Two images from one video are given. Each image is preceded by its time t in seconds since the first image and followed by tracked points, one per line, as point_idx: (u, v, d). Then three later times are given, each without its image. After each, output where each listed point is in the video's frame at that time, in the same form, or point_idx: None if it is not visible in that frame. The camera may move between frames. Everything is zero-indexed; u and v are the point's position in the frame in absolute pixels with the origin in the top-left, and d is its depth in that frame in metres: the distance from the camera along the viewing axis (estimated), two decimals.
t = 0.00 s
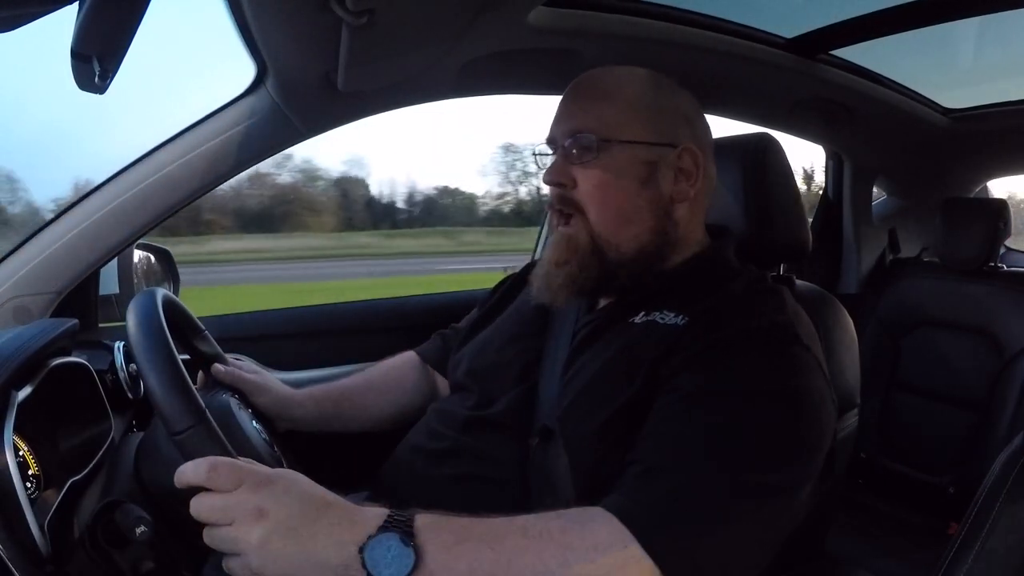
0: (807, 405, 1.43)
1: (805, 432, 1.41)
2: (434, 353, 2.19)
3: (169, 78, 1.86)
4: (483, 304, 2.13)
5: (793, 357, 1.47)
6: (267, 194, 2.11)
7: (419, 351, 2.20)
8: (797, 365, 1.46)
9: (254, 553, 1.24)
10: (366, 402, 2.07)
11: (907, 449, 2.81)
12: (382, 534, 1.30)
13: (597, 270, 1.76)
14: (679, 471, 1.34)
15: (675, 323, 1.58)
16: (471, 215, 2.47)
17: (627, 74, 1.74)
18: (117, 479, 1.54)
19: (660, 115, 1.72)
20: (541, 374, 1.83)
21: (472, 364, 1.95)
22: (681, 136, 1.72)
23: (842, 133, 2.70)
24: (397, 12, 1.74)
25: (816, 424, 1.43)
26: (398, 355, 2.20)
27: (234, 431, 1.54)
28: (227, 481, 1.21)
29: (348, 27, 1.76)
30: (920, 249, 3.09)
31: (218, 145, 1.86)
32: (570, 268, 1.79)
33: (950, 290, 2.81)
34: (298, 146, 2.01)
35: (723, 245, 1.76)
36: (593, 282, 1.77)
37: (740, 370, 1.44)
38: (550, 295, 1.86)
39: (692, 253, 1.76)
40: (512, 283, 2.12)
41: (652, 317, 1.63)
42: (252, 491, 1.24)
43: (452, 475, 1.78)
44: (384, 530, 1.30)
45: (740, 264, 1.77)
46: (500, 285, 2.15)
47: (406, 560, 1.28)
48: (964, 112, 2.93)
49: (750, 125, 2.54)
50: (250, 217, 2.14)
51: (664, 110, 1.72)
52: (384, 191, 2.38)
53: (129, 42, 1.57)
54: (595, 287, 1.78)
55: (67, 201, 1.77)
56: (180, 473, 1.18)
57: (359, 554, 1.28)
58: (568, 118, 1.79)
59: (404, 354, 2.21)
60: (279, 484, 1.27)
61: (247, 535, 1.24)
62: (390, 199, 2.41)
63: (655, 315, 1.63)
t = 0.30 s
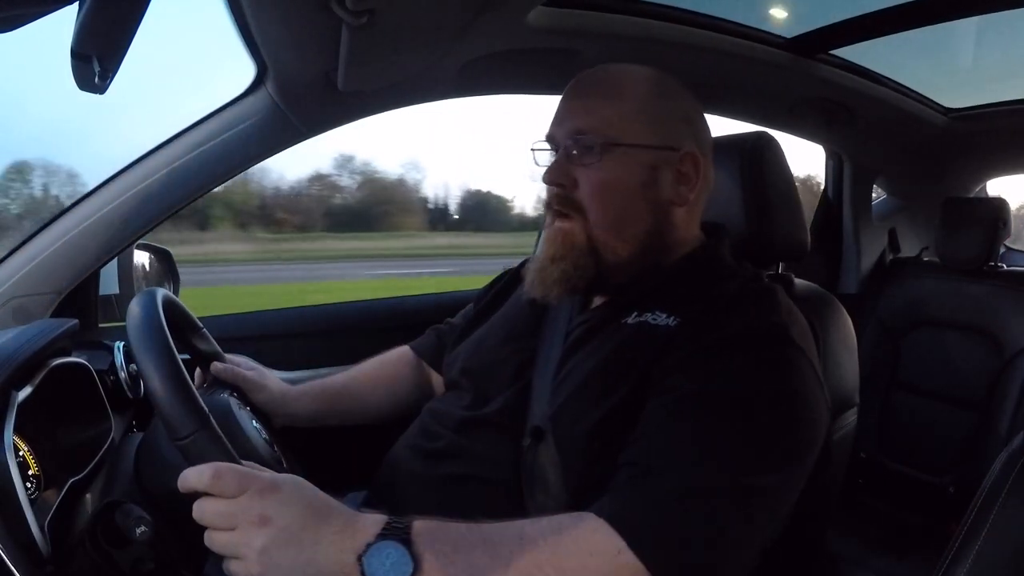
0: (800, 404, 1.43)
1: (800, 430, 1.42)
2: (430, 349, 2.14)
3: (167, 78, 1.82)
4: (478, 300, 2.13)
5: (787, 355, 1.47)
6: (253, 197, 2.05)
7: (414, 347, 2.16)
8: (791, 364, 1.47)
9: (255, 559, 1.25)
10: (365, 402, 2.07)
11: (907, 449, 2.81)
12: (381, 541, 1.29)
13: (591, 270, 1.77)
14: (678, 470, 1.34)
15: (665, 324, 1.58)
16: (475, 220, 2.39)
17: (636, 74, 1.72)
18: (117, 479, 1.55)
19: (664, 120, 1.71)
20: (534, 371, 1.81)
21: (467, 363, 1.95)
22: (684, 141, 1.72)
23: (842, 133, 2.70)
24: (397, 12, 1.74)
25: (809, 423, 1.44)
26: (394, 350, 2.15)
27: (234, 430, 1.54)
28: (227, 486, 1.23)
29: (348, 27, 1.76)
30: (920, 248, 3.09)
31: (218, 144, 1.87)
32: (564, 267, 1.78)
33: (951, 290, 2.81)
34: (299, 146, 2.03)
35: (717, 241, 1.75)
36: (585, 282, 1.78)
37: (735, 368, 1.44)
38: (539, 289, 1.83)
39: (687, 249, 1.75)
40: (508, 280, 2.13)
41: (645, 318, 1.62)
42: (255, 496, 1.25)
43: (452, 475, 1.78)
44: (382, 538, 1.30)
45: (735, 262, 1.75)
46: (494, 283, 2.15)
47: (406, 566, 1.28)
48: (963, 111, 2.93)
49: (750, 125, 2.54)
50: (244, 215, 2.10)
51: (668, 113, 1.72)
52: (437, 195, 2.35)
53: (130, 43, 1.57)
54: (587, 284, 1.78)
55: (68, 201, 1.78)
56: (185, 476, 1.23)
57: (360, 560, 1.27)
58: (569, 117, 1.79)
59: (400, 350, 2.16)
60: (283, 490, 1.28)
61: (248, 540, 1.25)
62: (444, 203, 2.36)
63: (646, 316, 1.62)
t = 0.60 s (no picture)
0: (802, 404, 1.43)
1: (800, 429, 1.41)
2: (427, 350, 2.15)
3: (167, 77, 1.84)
4: (474, 302, 2.13)
5: (789, 354, 1.47)
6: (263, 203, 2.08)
7: (412, 348, 2.15)
8: (793, 363, 1.46)
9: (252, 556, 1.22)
10: (365, 402, 2.07)
11: (907, 449, 2.81)
12: (381, 539, 1.30)
13: (588, 267, 1.78)
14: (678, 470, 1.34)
15: (664, 321, 1.58)
16: (476, 221, 2.34)
17: (622, 72, 1.73)
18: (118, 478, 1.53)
19: (653, 117, 1.72)
20: (532, 372, 1.81)
21: (465, 362, 1.94)
22: (673, 137, 1.72)
23: (842, 133, 2.70)
24: (398, 12, 1.75)
25: (810, 423, 1.44)
26: (392, 351, 2.16)
27: (234, 430, 1.54)
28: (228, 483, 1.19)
29: (348, 27, 1.77)
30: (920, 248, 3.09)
31: (218, 144, 1.86)
32: (560, 267, 1.79)
33: (951, 290, 2.81)
34: (298, 146, 2.02)
35: (714, 240, 1.75)
36: (585, 280, 1.78)
37: (734, 367, 1.44)
38: (536, 295, 1.84)
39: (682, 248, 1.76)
40: (504, 279, 2.13)
41: (642, 316, 1.63)
42: (253, 494, 1.21)
43: (451, 475, 1.77)
44: (382, 537, 1.31)
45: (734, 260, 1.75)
46: (488, 284, 2.15)
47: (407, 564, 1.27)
48: (963, 110, 2.93)
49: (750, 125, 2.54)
50: (241, 215, 2.09)
51: (658, 112, 1.72)
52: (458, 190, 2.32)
53: (130, 43, 1.57)
54: (586, 284, 1.79)
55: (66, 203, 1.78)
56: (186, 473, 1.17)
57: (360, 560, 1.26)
58: (560, 115, 1.79)
59: (398, 351, 2.17)
60: (280, 487, 1.24)
61: (246, 537, 1.22)
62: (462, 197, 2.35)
63: (644, 314, 1.63)
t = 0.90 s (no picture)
0: (804, 407, 1.44)
1: (801, 431, 1.42)
2: (431, 348, 2.14)
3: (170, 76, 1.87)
4: (478, 301, 2.13)
5: (792, 358, 1.47)
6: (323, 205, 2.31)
7: (416, 344, 2.16)
8: (796, 367, 1.46)
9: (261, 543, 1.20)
10: (366, 403, 2.07)
11: (908, 449, 2.81)
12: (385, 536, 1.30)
13: (606, 255, 1.73)
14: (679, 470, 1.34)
15: (676, 323, 1.57)
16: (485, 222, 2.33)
17: (649, 72, 1.76)
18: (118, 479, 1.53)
19: (669, 116, 1.73)
20: (537, 372, 1.81)
21: (468, 361, 1.94)
22: (695, 135, 1.74)
23: (841, 133, 2.70)
24: (397, 13, 1.75)
25: (813, 425, 1.44)
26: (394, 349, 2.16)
27: (234, 429, 1.54)
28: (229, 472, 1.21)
29: (348, 27, 1.77)
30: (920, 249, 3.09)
31: (219, 144, 1.86)
32: (578, 255, 1.75)
33: (951, 290, 2.81)
34: (298, 147, 2.01)
35: (722, 242, 1.74)
36: (603, 271, 1.73)
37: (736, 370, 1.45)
38: (550, 279, 1.81)
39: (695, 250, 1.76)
40: (507, 279, 2.13)
41: (653, 317, 1.61)
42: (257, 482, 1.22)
43: (451, 475, 1.78)
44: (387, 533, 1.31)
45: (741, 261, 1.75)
46: (492, 283, 2.15)
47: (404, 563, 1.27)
48: (963, 111, 2.93)
49: (749, 125, 2.54)
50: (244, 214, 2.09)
51: (681, 109, 1.74)
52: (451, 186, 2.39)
53: (129, 43, 1.57)
54: (602, 278, 1.73)
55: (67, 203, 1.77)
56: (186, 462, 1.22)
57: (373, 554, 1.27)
58: (587, 105, 1.80)
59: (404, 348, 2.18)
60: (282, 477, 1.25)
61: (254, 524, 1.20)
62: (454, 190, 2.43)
63: (655, 315, 1.61)
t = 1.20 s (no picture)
0: (804, 409, 1.43)
1: (800, 433, 1.42)
2: (429, 350, 2.16)
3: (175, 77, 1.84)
4: (477, 302, 2.13)
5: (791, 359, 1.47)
6: (386, 202, 2.27)
7: (414, 349, 2.17)
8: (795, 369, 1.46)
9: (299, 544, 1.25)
10: (365, 402, 2.07)
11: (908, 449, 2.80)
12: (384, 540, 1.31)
13: (599, 265, 1.73)
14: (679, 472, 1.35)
15: (672, 326, 1.57)
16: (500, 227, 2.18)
17: (634, 77, 1.76)
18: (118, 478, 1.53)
19: (660, 116, 1.73)
20: (536, 374, 1.80)
21: (468, 362, 1.94)
22: (681, 134, 1.75)
23: (841, 133, 2.70)
24: (396, 12, 1.75)
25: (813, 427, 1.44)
26: (394, 352, 2.17)
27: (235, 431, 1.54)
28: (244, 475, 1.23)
29: (347, 27, 1.77)
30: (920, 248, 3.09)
31: (218, 145, 1.86)
32: (570, 261, 1.73)
33: (952, 290, 2.81)
34: (298, 146, 2.02)
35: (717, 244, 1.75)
36: (592, 274, 1.73)
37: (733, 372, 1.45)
38: (541, 285, 1.78)
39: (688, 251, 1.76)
40: (506, 281, 2.13)
41: (649, 320, 1.62)
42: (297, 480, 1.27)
43: (451, 475, 1.78)
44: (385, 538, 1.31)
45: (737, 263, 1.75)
46: (492, 284, 2.15)
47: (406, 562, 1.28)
48: (963, 110, 2.92)
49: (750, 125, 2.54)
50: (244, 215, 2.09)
51: (666, 109, 1.75)
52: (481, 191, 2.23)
53: (129, 43, 1.57)
54: (595, 280, 1.74)
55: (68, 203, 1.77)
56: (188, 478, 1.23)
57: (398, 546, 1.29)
58: (571, 111, 1.79)
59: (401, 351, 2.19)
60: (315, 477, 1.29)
61: (291, 528, 1.25)
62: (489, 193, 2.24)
63: (651, 318, 1.62)
